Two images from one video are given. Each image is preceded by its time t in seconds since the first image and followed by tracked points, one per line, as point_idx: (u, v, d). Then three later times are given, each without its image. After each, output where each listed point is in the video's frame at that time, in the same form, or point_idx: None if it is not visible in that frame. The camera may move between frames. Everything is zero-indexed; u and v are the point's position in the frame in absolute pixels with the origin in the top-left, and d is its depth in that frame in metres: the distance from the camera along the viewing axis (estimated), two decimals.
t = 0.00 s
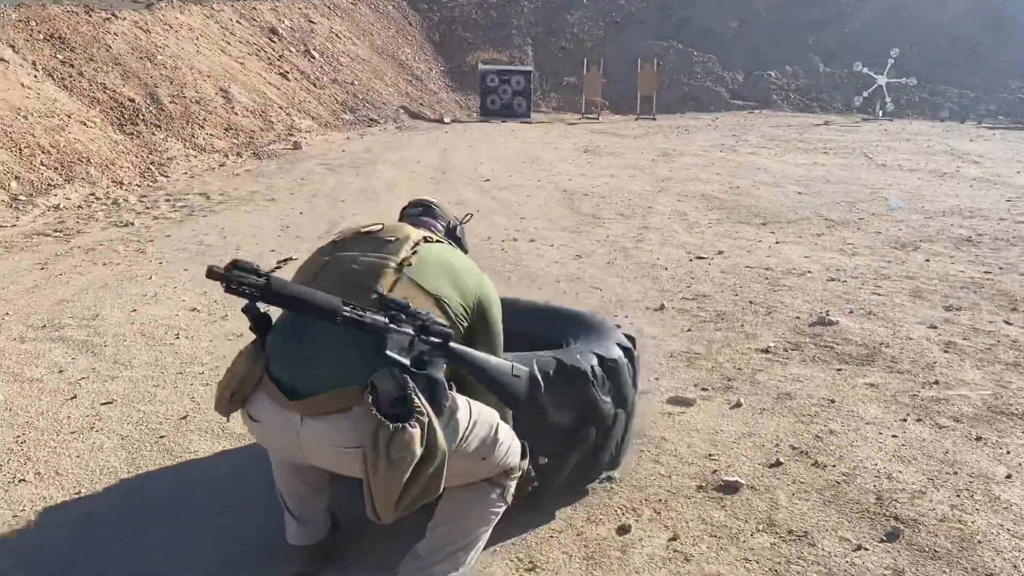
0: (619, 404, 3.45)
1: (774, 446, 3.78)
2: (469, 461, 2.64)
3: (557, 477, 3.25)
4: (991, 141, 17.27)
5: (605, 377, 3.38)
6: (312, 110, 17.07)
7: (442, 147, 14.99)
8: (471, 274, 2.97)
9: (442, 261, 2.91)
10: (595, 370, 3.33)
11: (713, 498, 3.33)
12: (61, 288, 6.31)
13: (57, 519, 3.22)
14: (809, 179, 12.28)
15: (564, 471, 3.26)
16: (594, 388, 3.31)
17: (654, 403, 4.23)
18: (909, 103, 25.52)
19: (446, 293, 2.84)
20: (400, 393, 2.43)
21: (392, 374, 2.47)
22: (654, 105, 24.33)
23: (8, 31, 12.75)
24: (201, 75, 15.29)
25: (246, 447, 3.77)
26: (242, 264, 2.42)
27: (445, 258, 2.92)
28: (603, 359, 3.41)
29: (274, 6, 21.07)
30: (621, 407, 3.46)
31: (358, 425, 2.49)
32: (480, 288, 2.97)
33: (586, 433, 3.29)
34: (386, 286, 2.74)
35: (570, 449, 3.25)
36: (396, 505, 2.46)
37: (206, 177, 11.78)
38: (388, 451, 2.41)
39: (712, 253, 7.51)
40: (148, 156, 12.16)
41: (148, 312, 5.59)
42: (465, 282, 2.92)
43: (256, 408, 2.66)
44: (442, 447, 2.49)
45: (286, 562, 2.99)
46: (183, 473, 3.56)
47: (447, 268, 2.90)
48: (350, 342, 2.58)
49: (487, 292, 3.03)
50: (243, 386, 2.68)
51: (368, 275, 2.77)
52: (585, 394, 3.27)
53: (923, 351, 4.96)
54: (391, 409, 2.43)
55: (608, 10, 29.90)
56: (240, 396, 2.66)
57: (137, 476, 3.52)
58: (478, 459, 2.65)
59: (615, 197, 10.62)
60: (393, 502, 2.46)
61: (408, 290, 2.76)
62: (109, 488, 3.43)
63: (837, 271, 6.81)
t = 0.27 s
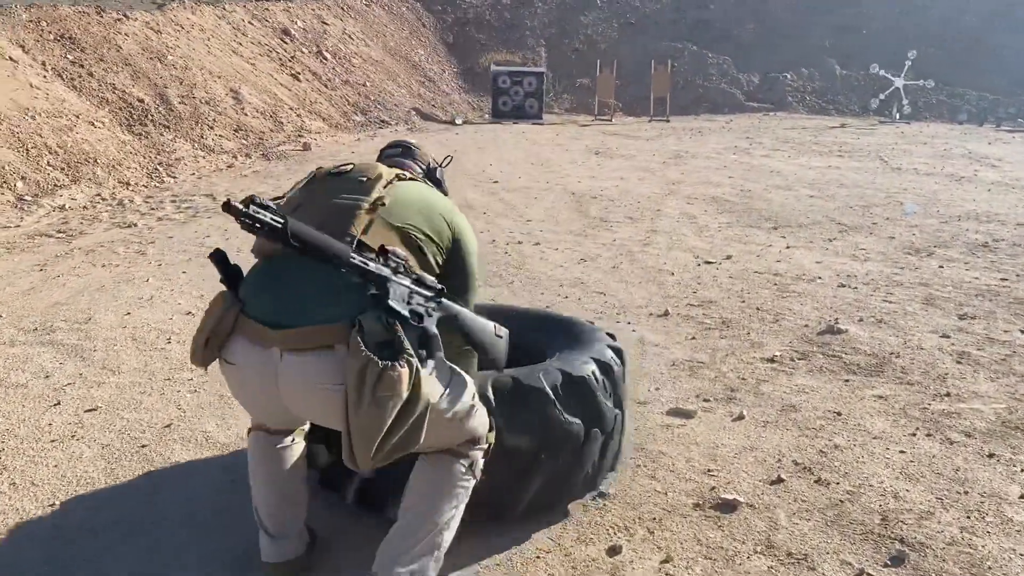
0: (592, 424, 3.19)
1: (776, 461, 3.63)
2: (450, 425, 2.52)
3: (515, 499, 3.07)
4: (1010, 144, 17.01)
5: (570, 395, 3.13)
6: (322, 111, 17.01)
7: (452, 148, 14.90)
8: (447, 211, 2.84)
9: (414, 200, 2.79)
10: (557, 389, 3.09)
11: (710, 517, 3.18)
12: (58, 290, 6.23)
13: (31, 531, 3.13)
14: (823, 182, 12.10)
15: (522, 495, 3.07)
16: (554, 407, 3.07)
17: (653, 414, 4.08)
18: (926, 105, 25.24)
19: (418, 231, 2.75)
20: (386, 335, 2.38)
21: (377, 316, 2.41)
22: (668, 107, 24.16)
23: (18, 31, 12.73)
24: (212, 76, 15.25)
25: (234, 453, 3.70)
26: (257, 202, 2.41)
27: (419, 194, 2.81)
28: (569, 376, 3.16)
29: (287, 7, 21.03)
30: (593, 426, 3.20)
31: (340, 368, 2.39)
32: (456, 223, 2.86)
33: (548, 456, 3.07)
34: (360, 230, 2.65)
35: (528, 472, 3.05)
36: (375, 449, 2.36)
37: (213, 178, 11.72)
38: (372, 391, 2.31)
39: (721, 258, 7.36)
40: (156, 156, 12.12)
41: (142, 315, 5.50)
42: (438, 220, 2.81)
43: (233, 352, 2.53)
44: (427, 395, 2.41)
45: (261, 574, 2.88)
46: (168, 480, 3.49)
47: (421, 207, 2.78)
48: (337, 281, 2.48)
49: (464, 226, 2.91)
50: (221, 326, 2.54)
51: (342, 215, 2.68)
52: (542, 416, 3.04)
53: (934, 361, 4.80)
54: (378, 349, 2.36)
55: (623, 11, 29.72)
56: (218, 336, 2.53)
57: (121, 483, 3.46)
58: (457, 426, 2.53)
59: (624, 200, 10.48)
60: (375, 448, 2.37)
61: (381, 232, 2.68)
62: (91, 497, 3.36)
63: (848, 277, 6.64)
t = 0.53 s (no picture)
0: (562, 454, 3.07)
1: (768, 483, 3.48)
2: (400, 465, 2.37)
3: (482, 536, 2.94)
4: None
5: (537, 424, 3.02)
6: (333, 115, 16.97)
7: (462, 152, 14.79)
8: (424, 263, 2.63)
9: (392, 252, 2.57)
10: (521, 421, 2.99)
11: (694, 544, 3.05)
12: (50, 297, 6.17)
13: None
14: (836, 188, 11.91)
15: (489, 533, 2.95)
16: (519, 438, 2.96)
17: (643, 432, 3.94)
18: (946, 109, 24.90)
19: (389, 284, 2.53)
20: (327, 380, 2.23)
21: (319, 362, 2.26)
22: (682, 110, 23.99)
23: (28, 34, 12.75)
24: (222, 80, 15.24)
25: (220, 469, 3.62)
26: (202, 237, 2.27)
27: (397, 246, 2.60)
28: (536, 407, 3.06)
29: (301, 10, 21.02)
30: (565, 456, 3.08)
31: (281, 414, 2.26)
32: (432, 281, 2.65)
33: (514, 488, 2.95)
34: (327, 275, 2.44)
35: (494, 506, 2.94)
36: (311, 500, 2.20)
37: (220, 182, 11.67)
38: (305, 439, 2.15)
39: (726, 266, 7.20)
40: (163, 160, 12.08)
41: (130, 324, 5.41)
42: (414, 275, 2.59)
43: (181, 392, 2.43)
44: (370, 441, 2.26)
45: None
46: (148, 492, 3.41)
47: (396, 257, 2.57)
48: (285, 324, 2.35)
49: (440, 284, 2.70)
50: (169, 365, 2.43)
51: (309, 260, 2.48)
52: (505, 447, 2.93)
53: (940, 377, 4.62)
54: (317, 395, 2.21)
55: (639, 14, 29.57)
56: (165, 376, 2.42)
57: (102, 494, 3.40)
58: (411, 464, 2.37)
59: (632, 206, 10.34)
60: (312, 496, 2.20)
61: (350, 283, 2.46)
62: (70, 507, 3.30)
63: (856, 287, 6.46)
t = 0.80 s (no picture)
0: (547, 481, 2.96)
1: (767, 508, 3.37)
2: (375, 516, 2.37)
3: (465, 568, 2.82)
4: None
5: (521, 448, 2.91)
6: (348, 121, 16.96)
7: (475, 159, 14.72)
8: (402, 332, 2.71)
9: (370, 317, 2.63)
10: (505, 446, 2.89)
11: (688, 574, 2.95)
12: (52, 306, 6.13)
13: None
14: (853, 196, 11.73)
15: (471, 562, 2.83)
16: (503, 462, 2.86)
17: (641, 453, 3.83)
18: (969, 115, 24.57)
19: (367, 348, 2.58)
20: (285, 438, 2.16)
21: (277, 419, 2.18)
22: (700, 116, 23.81)
23: (45, 41, 12.81)
24: (237, 85, 15.25)
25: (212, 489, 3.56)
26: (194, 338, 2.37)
27: (374, 311, 2.66)
28: (521, 429, 2.95)
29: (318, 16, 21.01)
30: (550, 483, 2.97)
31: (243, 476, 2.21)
32: (409, 349, 2.71)
33: (496, 516, 2.84)
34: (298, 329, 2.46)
35: (476, 535, 2.83)
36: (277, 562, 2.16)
37: (232, 188, 11.65)
38: (262, 500, 2.10)
39: (737, 277, 7.07)
40: (176, 166, 12.08)
41: (129, 335, 5.36)
42: (391, 340, 2.66)
43: (149, 456, 2.41)
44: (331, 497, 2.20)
45: None
46: (135, 510, 3.35)
47: (375, 323, 2.64)
48: (248, 386, 2.30)
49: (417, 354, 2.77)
50: (137, 428, 2.42)
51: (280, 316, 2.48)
52: (488, 471, 2.82)
53: (952, 396, 4.48)
54: (276, 453, 2.15)
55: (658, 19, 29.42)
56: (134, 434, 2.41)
57: (90, 512, 3.33)
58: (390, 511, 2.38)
59: (645, 214, 10.21)
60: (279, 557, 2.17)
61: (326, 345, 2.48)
62: (58, 526, 3.24)
63: (868, 300, 6.31)
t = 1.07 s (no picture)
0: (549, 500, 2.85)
1: (784, 530, 3.21)
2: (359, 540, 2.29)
3: None
4: None
5: (523, 466, 2.80)
6: (367, 125, 16.92)
7: (493, 163, 14.62)
8: (397, 343, 2.61)
9: (364, 328, 2.54)
10: (506, 464, 2.78)
11: None
12: (60, 311, 6.07)
13: None
14: (878, 202, 11.50)
15: None
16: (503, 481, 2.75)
17: (653, 470, 3.69)
18: (997, 120, 24.19)
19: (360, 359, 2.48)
20: (263, 451, 2.08)
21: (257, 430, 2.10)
22: (722, 120, 23.60)
23: (64, 45, 12.86)
24: (256, 89, 15.25)
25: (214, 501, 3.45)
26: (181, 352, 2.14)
27: (367, 321, 2.56)
28: (522, 446, 2.84)
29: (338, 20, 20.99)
30: (554, 502, 2.86)
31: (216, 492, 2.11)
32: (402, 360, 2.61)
33: (495, 536, 2.75)
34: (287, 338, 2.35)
35: (474, 556, 2.73)
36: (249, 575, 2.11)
37: (249, 191, 11.60)
38: (235, 515, 2.03)
39: (756, 285, 6.90)
40: (193, 169, 12.05)
41: (134, 341, 5.28)
42: (385, 351, 2.55)
43: (120, 468, 2.29)
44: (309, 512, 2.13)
45: None
46: (131, 522, 3.24)
47: (369, 332, 2.54)
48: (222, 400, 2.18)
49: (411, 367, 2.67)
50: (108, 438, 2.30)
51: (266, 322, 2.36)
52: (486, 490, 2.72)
53: (979, 412, 4.30)
54: (252, 466, 2.07)
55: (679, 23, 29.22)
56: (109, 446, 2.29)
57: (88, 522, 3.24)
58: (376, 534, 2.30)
59: (663, 219, 10.05)
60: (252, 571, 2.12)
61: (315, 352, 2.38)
62: (55, 537, 3.15)
63: (893, 310, 6.13)
